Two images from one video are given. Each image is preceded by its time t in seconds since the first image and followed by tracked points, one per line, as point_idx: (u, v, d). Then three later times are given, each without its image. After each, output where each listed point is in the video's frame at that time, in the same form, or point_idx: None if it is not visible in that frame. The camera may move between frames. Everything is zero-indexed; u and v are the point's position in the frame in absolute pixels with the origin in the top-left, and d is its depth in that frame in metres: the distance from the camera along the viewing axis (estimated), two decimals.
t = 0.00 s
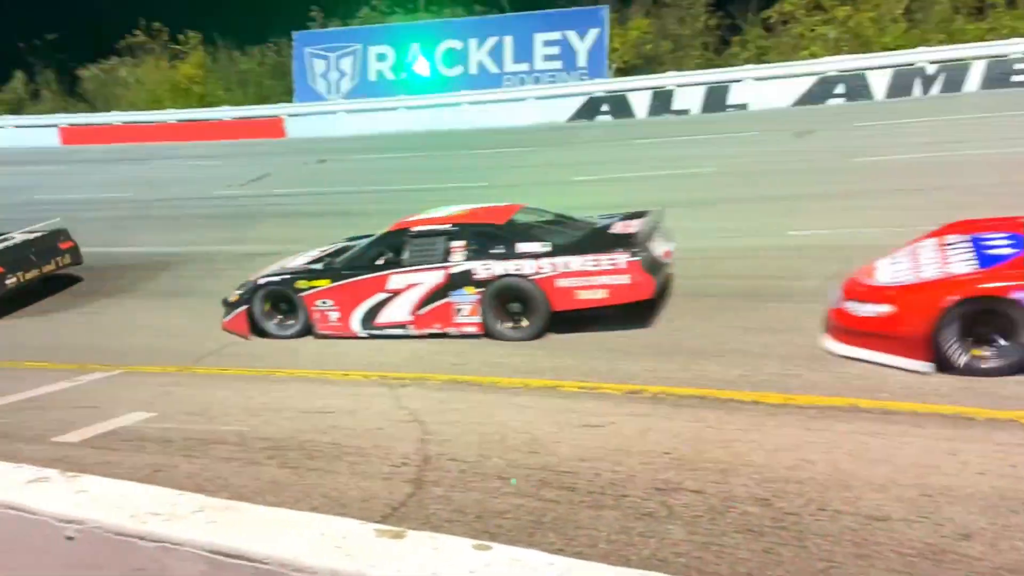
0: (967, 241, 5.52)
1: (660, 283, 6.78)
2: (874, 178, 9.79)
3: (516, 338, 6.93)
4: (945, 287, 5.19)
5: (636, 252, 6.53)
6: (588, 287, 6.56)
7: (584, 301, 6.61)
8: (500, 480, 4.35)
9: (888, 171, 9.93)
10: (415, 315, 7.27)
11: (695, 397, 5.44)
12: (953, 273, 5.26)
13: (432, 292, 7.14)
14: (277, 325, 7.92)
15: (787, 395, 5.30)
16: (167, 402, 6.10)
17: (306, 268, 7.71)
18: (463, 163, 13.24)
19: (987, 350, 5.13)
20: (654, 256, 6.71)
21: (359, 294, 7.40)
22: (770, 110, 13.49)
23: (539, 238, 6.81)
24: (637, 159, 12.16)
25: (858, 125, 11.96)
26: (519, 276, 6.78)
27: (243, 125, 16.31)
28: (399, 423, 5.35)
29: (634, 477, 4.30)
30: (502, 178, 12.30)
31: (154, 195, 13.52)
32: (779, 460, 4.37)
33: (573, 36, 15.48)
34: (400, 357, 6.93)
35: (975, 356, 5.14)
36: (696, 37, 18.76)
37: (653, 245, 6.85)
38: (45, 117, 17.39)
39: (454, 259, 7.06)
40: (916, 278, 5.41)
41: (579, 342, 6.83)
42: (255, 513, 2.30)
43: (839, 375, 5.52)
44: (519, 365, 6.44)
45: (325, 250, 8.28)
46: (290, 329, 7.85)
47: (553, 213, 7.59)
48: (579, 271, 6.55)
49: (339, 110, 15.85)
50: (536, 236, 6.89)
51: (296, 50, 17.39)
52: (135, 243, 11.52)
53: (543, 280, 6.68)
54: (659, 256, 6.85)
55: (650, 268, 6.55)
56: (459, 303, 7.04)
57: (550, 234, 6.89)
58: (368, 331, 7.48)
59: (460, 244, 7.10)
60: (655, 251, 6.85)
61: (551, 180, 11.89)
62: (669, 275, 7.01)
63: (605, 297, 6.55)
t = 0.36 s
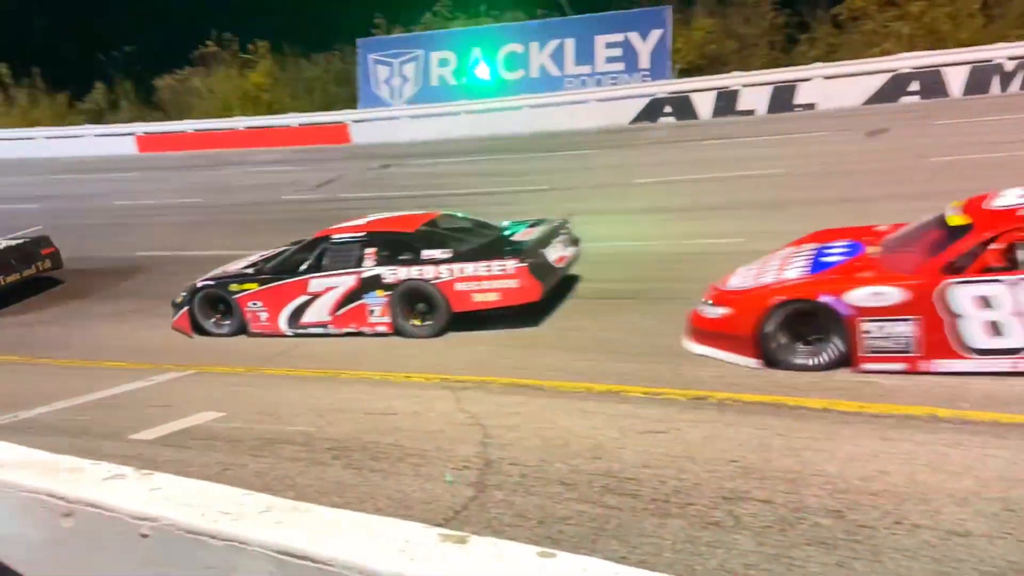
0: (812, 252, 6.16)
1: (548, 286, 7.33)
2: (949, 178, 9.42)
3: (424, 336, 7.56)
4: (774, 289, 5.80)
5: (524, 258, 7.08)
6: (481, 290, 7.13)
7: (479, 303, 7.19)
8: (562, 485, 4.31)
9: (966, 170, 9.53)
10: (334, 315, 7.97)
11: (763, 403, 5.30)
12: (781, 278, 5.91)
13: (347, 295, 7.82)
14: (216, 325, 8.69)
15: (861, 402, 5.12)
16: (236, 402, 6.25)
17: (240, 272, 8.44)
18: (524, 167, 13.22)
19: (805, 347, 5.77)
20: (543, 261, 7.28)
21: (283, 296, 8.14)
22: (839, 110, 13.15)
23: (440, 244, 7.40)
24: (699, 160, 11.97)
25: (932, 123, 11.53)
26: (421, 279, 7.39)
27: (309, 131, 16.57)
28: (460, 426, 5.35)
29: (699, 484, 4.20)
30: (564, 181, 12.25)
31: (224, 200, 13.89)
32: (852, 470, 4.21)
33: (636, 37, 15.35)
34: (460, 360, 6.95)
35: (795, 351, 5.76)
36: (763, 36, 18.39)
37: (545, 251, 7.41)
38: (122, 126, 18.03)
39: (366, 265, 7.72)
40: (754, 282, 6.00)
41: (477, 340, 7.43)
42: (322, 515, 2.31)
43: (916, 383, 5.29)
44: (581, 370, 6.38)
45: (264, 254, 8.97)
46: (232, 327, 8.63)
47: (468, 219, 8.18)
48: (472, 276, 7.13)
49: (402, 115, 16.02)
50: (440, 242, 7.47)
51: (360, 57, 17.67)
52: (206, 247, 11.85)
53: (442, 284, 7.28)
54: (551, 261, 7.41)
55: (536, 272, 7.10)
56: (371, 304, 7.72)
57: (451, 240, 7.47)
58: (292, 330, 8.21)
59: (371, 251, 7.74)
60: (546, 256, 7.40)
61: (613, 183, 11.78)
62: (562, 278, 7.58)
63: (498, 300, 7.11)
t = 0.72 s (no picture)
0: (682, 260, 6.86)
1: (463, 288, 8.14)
2: None
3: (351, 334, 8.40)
4: (640, 290, 6.50)
5: (439, 263, 7.90)
6: (399, 292, 7.97)
7: (398, 303, 8.02)
8: (620, 491, 4.25)
9: None
10: (275, 315, 8.79)
11: (827, 409, 5.14)
12: (646, 282, 6.64)
13: (285, 296, 8.66)
14: (173, 324, 9.53)
15: (931, 409, 4.93)
16: (296, 404, 6.35)
17: (193, 277, 9.30)
18: (581, 169, 13.16)
19: (663, 344, 6.48)
20: (458, 264, 8.09)
21: (231, 297, 8.97)
22: (906, 107, 12.74)
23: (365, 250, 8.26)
24: (759, 161, 11.74)
25: (1007, 120, 11.08)
26: (348, 282, 8.25)
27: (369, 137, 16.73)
28: (516, 429, 5.34)
29: (761, 492, 4.09)
30: (621, 183, 12.16)
31: (285, 205, 14.17)
32: (922, 480, 4.05)
33: (694, 37, 15.14)
34: (517, 364, 6.94)
35: (654, 346, 6.46)
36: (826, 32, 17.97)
37: (461, 255, 8.20)
38: (188, 134, 18.53)
39: (301, 269, 8.57)
40: (630, 284, 6.72)
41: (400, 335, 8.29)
42: (378, 519, 2.31)
43: (990, 389, 5.07)
44: (637, 374, 6.30)
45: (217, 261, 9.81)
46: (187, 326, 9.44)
47: (398, 228, 9.05)
48: (393, 279, 7.97)
49: (459, 119, 16.08)
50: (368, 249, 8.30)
51: (419, 63, 17.84)
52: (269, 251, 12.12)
53: (366, 286, 8.13)
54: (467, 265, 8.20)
55: (450, 275, 7.91)
56: (307, 305, 8.54)
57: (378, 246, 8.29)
58: (239, 329, 9.04)
59: (306, 257, 8.57)
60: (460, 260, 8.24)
61: (671, 184, 11.63)
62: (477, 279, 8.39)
63: (413, 299, 7.94)
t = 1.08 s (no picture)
0: (579, 262, 7.63)
1: (398, 285, 8.91)
2: None
3: (302, 328, 9.31)
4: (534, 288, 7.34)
5: (373, 263, 8.70)
6: (337, 289, 8.86)
7: (338, 300, 8.91)
8: (679, 496, 4.18)
9: None
10: (233, 311, 9.70)
11: (895, 415, 4.97)
12: (545, 282, 7.46)
13: (242, 294, 9.56)
14: (148, 319, 10.47)
15: (1007, 416, 4.72)
16: (355, 402, 6.43)
17: (165, 277, 10.21)
18: (638, 168, 13.01)
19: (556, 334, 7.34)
20: (394, 263, 8.87)
21: (196, 295, 9.86)
22: (979, 101, 12.26)
23: (312, 250, 9.10)
24: (822, 158, 11.45)
25: None
26: (295, 280, 9.16)
27: (425, 138, 16.78)
28: (573, 431, 5.30)
29: (826, 500, 3.97)
30: (679, 182, 12.00)
31: (345, 206, 14.39)
32: (998, 490, 3.88)
33: (755, 32, 14.84)
34: (573, 365, 6.89)
35: (545, 337, 7.34)
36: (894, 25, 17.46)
37: (398, 256, 8.97)
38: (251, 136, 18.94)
39: (254, 270, 9.44)
40: (531, 282, 7.56)
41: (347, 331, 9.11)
42: (437, 522, 2.30)
43: None
44: (697, 376, 6.19)
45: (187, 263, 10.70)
46: (158, 322, 10.37)
47: (354, 232, 9.87)
48: (332, 278, 8.86)
49: (515, 119, 16.00)
50: (316, 249, 9.15)
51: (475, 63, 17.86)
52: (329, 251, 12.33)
53: (310, 284, 9.03)
54: (403, 265, 8.99)
55: (383, 274, 8.68)
56: (260, 303, 9.46)
57: (325, 248, 9.12)
58: (205, 325, 9.94)
59: (260, 258, 9.41)
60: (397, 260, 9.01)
61: (730, 183, 11.44)
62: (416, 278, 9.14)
63: (350, 296, 8.80)
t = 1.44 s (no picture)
0: (506, 265, 8.39)
1: (359, 285, 9.57)
2: None
3: (270, 325, 10.06)
4: (462, 288, 8.09)
5: (336, 264, 9.38)
6: (302, 288, 9.57)
7: (303, 298, 9.61)
8: (734, 503, 4.10)
9: None
10: (212, 308, 10.44)
11: (959, 423, 4.80)
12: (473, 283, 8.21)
13: (219, 292, 10.30)
14: (138, 315, 11.32)
15: None
16: (406, 402, 6.47)
17: (154, 276, 11.02)
18: (692, 167, 12.83)
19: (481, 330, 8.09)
20: (353, 264, 9.55)
21: (179, 293, 10.65)
22: None
23: (281, 252, 9.80)
24: (883, 156, 11.14)
25: None
26: (264, 279, 9.90)
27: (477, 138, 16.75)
28: (625, 434, 5.24)
29: (888, 510, 3.85)
30: (733, 181, 11.80)
31: (397, 207, 14.52)
32: None
33: (813, 28, 14.52)
34: (624, 368, 6.82)
35: (470, 332, 8.09)
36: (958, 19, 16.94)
37: (359, 258, 9.65)
38: (305, 138, 19.20)
39: (230, 270, 10.17)
40: (463, 284, 8.30)
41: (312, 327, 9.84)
42: (485, 525, 2.29)
43: None
44: (753, 380, 6.06)
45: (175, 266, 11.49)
46: (146, 317, 11.20)
47: (323, 235, 10.58)
48: (298, 278, 9.55)
49: (567, 119, 15.88)
50: (285, 251, 9.85)
51: (527, 63, 17.79)
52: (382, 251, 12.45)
53: (278, 283, 9.74)
54: (365, 266, 9.67)
55: (345, 274, 9.36)
56: (235, 300, 10.18)
57: (294, 250, 9.82)
58: (187, 320, 10.71)
59: (235, 259, 10.13)
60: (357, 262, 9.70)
61: (786, 183, 11.21)
62: (376, 278, 9.81)
63: (312, 295, 9.51)
